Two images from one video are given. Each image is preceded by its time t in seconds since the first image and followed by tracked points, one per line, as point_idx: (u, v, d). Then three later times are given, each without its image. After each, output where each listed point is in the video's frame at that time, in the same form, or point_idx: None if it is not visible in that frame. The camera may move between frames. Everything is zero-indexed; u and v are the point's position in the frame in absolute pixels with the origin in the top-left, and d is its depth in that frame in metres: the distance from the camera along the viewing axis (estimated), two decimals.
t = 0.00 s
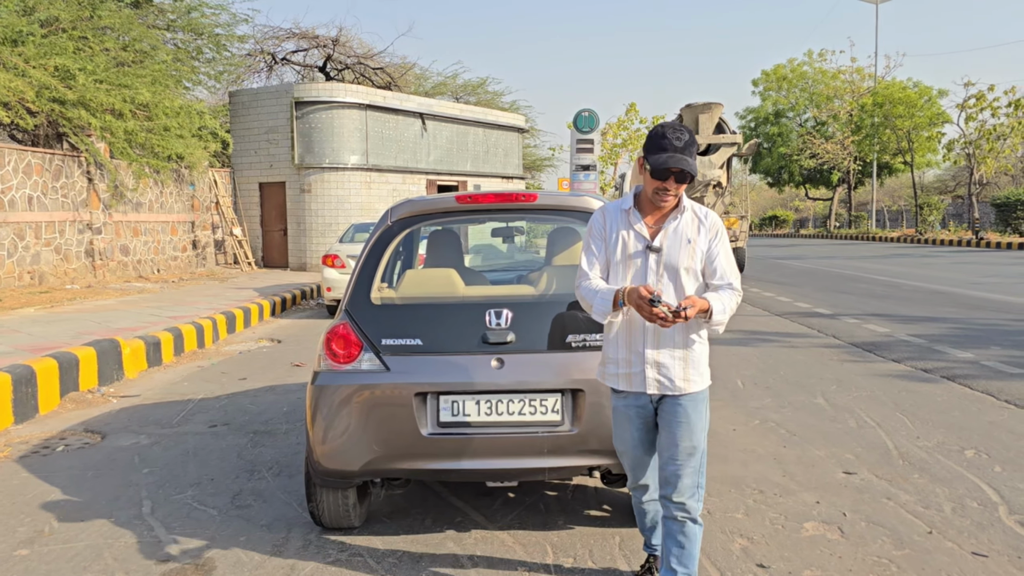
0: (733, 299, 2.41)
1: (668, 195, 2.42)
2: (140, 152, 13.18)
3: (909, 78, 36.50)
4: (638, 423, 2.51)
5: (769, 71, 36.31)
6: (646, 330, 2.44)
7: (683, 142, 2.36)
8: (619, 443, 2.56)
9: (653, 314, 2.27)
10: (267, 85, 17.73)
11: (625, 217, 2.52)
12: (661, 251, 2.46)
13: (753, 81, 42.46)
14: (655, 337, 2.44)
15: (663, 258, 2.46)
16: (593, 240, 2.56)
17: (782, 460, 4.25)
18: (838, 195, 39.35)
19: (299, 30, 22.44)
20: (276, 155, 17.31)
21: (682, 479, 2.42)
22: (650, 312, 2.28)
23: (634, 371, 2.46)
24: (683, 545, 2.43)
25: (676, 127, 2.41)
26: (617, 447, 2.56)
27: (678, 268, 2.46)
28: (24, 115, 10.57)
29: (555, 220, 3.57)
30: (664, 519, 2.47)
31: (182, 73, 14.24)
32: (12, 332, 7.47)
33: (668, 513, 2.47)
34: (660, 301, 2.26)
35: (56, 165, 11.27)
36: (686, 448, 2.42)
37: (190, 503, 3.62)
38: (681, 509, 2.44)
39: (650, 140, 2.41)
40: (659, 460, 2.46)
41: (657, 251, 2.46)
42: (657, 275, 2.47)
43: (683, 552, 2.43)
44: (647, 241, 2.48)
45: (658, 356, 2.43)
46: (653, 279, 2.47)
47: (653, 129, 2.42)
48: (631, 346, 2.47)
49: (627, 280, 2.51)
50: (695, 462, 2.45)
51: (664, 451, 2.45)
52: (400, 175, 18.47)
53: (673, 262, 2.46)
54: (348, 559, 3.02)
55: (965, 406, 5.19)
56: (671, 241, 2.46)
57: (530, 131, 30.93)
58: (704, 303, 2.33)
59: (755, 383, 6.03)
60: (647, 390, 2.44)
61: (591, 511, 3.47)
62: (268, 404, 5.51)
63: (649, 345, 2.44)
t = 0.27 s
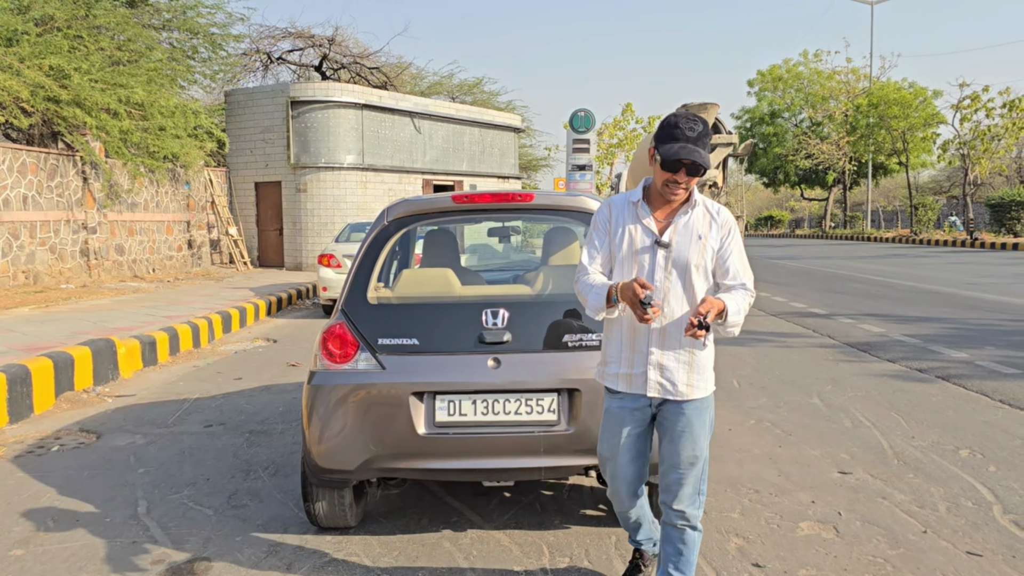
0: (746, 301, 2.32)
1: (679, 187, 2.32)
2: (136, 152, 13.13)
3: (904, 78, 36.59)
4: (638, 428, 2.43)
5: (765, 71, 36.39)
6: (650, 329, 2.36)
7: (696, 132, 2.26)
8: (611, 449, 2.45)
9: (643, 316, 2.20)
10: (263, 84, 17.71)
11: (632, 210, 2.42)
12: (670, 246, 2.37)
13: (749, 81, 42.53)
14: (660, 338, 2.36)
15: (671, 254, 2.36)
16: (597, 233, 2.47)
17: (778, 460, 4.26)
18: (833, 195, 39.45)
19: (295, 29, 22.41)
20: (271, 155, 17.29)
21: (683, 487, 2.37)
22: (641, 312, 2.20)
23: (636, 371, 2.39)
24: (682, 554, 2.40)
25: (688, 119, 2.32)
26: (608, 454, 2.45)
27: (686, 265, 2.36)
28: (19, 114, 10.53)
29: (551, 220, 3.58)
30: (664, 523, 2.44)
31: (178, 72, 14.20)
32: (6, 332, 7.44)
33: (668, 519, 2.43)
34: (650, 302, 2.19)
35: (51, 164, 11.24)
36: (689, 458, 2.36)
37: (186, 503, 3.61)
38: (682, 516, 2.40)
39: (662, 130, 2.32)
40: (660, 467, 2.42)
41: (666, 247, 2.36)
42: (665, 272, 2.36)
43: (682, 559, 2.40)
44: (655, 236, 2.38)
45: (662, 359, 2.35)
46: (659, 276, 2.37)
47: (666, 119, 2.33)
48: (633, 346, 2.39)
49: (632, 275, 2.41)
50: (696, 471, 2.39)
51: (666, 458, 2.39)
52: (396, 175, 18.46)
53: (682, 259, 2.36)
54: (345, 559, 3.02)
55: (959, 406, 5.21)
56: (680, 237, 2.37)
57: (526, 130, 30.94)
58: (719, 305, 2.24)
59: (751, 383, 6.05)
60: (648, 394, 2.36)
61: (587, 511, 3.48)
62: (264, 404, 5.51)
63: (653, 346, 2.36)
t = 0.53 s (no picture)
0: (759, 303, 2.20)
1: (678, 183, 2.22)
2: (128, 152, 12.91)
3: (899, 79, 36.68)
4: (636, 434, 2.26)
5: (760, 71, 36.45)
6: (655, 332, 2.24)
7: (693, 125, 2.17)
8: (610, 459, 2.24)
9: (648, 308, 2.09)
10: (259, 83, 17.69)
11: (633, 209, 2.30)
12: (675, 246, 2.24)
13: (745, 81, 42.60)
14: (665, 341, 2.23)
15: (677, 254, 2.24)
16: (598, 234, 2.35)
17: (774, 459, 4.27)
18: (829, 195, 39.52)
19: (291, 28, 22.38)
20: (267, 154, 17.27)
21: (685, 495, 2.25)
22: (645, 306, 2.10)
23: (639, 377, 2.25)
24: (681, 562, 2.28)
25: (685, 112, 2.24)
26: (605, 463, 2.24)
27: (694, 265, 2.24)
28: (14, 113, 10.49)
29: (548, 219, 3.58)
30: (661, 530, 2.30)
31: (173, 71, 14.16)
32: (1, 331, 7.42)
33: (666, 526, 2.30)
34: (654, 299, 2.08)
35: (46, 163, 11.21)
36: (691, 467, 2.23)
37: (183, 503, 3.60)
38: (682, 525, 2.27)
39: (659, 126, 2.22)
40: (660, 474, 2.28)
41: (671, 247, 2.24)
42: (670, 274, 2.24)
43: (680, 568, 2.28)
44: (658, 236, 2.26)
45: (668, 362, 2.23)
46: (665, 279, 2.24)
47: (662, 113, 2.24)
48: (637, 350, 2.26)
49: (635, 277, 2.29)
50: (697, 480, 2.26)
51: (666, 466, 2.27)
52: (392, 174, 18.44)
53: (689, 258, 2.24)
54: (342, 558, 3.01)
55: (955, 406, 5.22)
56: (686, 235, 2.24)
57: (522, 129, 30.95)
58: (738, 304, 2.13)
59: (747, 383, 6.06)
60: (652, 400, 2.23)
61: (584, 510, 3.48)
62: (260, 403, 5.50)
63: (660, 349, 2.24)
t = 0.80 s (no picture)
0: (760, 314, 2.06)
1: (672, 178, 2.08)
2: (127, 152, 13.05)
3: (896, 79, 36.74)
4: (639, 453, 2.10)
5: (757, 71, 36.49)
6: (655, 345, 2.08)
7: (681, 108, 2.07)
8: (610, 482, 2.09)
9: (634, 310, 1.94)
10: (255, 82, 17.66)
11: (624, 216, 2.13)
12: (672, 255, 2.07)
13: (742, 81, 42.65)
14: (665, 355, 2.08)
15: (674, 264, 2.07)
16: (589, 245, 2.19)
17: (771, 458, 4.28)
18: (826, 195, 39.57)
19: (288, 27, 22.35)
20: (264, 154, 17.25)
21: (685, 508, 2.14)
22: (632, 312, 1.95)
23: (640, 393, 2.09)
24: (677, 569, 2.20)
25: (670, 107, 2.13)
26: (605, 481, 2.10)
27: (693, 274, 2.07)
28: (11, 112, 10.46)
29: (545, 219, 3.58)
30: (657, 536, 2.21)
31: (169, 70, 14.13)
32: None
33: (662, 533, 2.21)
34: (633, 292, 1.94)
35: (42, 162, 11.18)
36: (691, 483, 2.11)
37: (179, 503, 3.60)
38: (680, 535, 2.17)
39: (646, 119, 2.11)
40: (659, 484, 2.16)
41: (668, 256, 2.07)
42: (668, 285, 2.07)
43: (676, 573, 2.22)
44: (653, 244, 2.09)
45: (670, 377, 2.07)
46: (662, 291, 2.07)
47: (648, 108, 2.13)
48: (637, 365, 2.09)
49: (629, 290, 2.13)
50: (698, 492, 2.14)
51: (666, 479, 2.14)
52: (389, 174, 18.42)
53: (688, 266, 2.07)
54: (339, 558, 3.01)
55: (951, 405, 5.24)
56: (683, 243, 2.08)
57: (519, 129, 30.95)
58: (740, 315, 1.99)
59: (743, 382, 6.06)
60: (655, 418, 2.08)
61: (580, 510, 3.48)
62: (257, 403, 5.49)
63: (660, 363, 2.08)
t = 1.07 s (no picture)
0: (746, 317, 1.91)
1: (656, 173, 1.91)
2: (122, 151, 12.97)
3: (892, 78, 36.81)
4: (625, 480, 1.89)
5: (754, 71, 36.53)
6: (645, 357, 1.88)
7: (659, 100, 1.93)
8: (601, 516, 1.88)
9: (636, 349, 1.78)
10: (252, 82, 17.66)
11: (603, 220, 1.94)
12: (660, 257, 1.89)
13: (739, 80, 42.68)
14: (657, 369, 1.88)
15: (663, 267, 1.88)
16: (565, 257, 1.97)
17: (768, 457, 4.28)
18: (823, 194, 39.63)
19: (285, 26, 22.33)
20: (261, 153, 17.24)
21: (688, 538, 1.90)
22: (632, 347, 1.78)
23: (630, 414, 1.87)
24: None
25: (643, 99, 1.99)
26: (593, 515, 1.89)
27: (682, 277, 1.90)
28: (7, 112, 10.43)
29: (542, 220, 3.58)
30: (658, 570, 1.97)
31: (166, 70, 14.11)
32: None
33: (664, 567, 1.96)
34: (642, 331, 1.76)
35: (39, 161, 11.16)
36: (693, 507, 1.88)
37: (176, 502, 3.60)
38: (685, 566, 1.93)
39: (621, 113, 1.95)
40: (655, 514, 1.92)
41: (655, 258, 1.88)
42: (657, 291, 1.89)
43: None
44: (639, 247, 1.90)
45: (662, 393, 1.87)
46: (652, 298, 1.88)
47: (621, 103, 1.98)
48: (624, 380, 1.89)
49: (613, 302, 1.92)
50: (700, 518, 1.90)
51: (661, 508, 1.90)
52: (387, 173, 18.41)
53: (677, 269, 1.89)
54: (336, 557, 3.01)
55: (947, 404, 5.25)
56: (670, 243, 1.90)
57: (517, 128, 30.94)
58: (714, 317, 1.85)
59: (741, 382, 6.07)
60: (649, 437, 1.86)
61: (577, 510, 3.48)
62: (254, 403, 5.49)
63: (652, 377, 1.87)
